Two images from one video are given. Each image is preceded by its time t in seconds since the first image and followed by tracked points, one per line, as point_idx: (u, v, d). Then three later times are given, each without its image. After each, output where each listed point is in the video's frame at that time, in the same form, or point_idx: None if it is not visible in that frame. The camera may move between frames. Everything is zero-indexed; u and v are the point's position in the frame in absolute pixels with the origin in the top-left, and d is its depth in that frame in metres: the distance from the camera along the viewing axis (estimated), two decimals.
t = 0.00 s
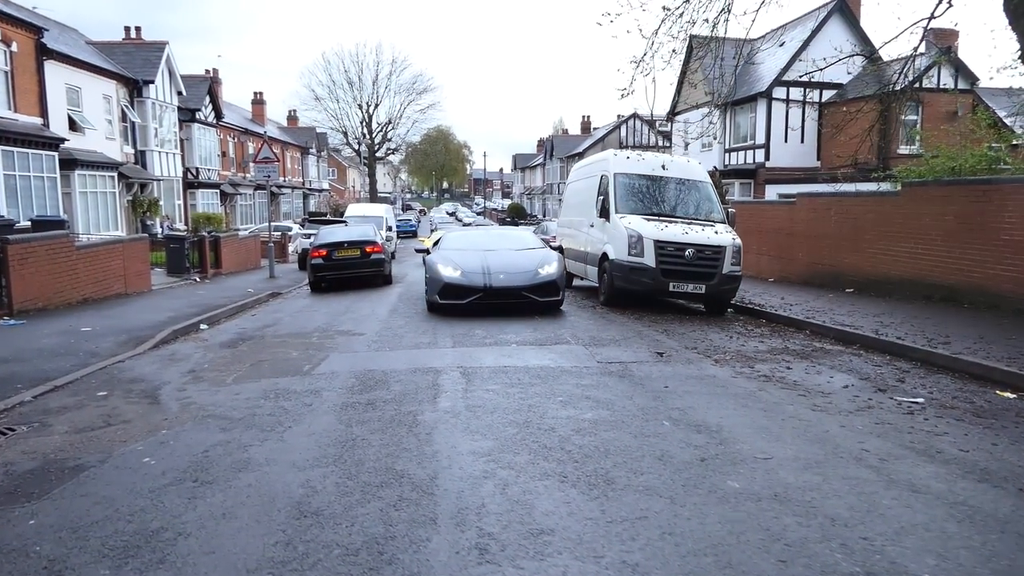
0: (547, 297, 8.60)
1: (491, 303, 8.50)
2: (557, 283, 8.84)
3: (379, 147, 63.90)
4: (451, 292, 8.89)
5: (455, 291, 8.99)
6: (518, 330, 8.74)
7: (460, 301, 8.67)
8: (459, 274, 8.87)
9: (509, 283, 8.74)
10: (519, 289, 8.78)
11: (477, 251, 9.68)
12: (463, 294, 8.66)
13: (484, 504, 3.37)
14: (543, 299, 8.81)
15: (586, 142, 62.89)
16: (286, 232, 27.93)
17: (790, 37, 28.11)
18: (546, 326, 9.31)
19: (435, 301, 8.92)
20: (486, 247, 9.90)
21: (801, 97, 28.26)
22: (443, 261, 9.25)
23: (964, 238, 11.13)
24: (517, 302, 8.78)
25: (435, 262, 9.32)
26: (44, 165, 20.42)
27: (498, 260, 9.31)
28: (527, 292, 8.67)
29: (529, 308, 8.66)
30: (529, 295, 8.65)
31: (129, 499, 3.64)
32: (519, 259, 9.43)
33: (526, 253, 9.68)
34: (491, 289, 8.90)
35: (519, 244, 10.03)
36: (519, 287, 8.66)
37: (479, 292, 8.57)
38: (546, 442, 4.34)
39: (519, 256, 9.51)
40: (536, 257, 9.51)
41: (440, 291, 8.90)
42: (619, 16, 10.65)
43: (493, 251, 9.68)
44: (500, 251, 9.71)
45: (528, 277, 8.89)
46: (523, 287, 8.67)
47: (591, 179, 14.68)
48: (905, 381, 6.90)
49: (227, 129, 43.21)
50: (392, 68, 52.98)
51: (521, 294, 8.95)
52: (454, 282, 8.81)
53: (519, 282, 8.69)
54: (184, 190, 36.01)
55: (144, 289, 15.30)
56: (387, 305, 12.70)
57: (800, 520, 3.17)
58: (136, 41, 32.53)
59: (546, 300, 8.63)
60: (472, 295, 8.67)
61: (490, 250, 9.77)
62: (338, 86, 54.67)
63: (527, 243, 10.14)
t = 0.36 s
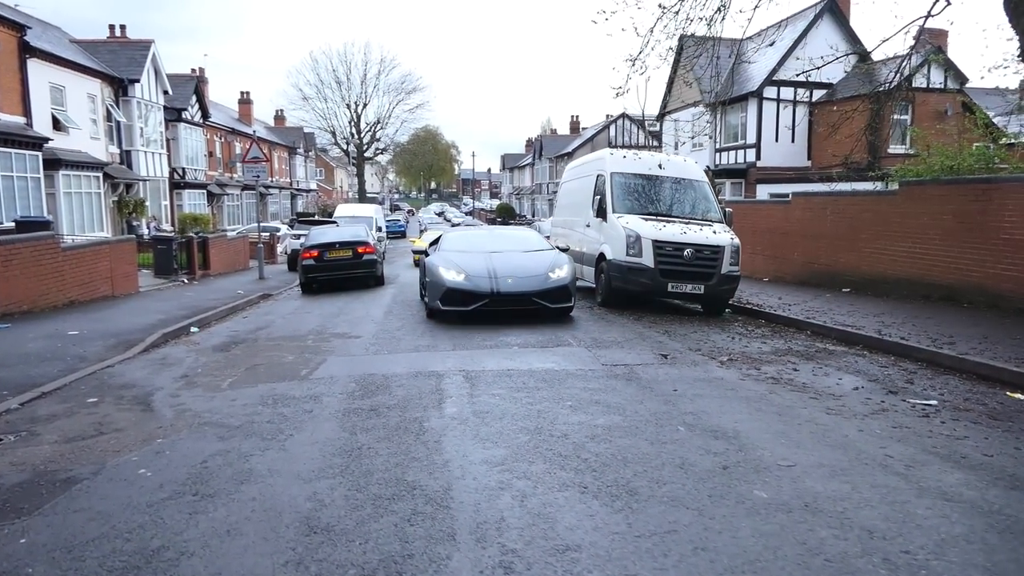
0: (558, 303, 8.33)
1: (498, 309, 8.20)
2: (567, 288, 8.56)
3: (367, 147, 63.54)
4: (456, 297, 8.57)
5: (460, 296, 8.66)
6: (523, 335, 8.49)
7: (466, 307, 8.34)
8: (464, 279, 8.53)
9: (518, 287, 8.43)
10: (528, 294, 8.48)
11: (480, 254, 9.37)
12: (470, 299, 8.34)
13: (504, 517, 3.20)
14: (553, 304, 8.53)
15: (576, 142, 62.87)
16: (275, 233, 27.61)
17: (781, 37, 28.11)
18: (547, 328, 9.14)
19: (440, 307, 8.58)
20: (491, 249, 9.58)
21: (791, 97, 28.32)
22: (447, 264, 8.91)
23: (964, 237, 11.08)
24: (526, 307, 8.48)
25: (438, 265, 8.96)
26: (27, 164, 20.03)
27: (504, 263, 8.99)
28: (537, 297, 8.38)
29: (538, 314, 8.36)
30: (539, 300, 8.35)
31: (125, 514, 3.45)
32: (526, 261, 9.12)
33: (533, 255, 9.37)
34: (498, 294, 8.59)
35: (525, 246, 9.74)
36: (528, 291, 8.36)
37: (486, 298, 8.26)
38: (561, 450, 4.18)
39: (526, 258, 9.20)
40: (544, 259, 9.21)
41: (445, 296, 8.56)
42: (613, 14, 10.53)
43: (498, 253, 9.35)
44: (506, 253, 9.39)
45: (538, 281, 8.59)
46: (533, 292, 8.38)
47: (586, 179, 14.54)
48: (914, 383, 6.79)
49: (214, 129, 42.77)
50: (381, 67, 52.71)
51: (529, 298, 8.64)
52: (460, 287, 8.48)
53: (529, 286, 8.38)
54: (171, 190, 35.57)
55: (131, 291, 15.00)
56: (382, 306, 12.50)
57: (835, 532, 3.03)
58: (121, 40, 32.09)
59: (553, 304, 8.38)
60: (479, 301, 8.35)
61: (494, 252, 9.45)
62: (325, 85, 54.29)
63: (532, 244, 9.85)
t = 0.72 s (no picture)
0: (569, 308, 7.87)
1: (505, 313, 7.74)
2: (576, 289, 8.13)
3: (354, 146, 63.10)
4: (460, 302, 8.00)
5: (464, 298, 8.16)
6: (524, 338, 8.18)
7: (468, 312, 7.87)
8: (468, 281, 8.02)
9: (526, 290, 7.94)
10: (537, 297, 8.00)
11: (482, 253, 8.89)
12: (475, 303, 7.84)
13: (518, 526, 3.06)
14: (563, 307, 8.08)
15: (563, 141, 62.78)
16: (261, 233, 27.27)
17: (769, 37, 28.10)
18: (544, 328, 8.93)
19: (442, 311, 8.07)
20: (494, 249, 9.09)
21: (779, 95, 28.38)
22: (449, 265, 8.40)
23: (958, 236, 11.06)
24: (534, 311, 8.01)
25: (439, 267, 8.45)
26: (8, 162, 19.61)
27: (509, 263, 8.49)
28: (546, 301, 7.92)
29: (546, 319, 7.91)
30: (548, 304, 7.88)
31: (117, 526, 3.27)
32: (533, 261, 8.64)
33: (539, 255, 8.89)
34: (504, 296, 8.11)
35: (530, 246, 9.27)
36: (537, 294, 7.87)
37: (492, 302, 7.77)
38: (571, 453, 4.04)
39: (533, 258, 8.72)
40: (551, 259, 8.73)
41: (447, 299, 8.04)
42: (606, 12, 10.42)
43: (502, 254, 8.85)
44: (510, 254, 8.89)
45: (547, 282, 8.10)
46: (542, 295, 7.89)
47: (579, 177, 14.40)
48: (918, 381, 6.70)
49: (198, 127, 42.23)
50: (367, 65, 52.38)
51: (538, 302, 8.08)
52: (464, 289, 7.97)
53: (538, 289, 7.91)
54: (155, 189, 35.08)
55: (115, 291, 14.70)
56: (373, 306, 12.30)
57: (864, 539, 2.92)
58: (103, 37, 31.59)
59: (564, 309, 7.86)
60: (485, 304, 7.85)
61: (498, 252, 8.95)
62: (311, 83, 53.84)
63: (536, 243, 9.42)
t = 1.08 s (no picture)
0: (585, 317, 7.28)
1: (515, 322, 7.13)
2: (590, 295, 7.54)
3: (338, 147, 62.66)
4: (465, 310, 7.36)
5: (468, 306, 7.49)
6: (533, 346, 7.62)
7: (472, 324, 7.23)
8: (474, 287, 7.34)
9: (538, 297, 7.29)
10: (549, 304, 7.36)
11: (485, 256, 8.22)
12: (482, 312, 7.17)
13: (532, 541, 2.90)
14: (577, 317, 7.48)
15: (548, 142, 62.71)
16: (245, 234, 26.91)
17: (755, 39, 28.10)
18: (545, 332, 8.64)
19: (446, 321, 7.39)
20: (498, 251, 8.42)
21: (764, 96, 28.52)
22: (452, 269, 7.69)
23: (950, 235, 11.05)
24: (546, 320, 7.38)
25: (441, 270, 7.75)
26: None
27: (517, 266, 7.82)
28: (559, 309, 7.30)
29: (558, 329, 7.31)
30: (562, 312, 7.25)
31: (104, 545, 3.07)
32: (542, 264, 7.98)
33: (548, 257, 8.24)
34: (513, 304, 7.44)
35: (536, 247, 8.62)
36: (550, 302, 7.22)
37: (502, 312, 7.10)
38: (580, 461, 3.88)
39: (541, 261, 8.07)
40: (561, 261, 8.08)
41: (451, 308, 7.36)
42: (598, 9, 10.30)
43: (508, 256, 8.18)
44: (517, 256, 8.22)
45: (560, 288, 7.46)
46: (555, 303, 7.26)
47: (569, 177, 14.24)
48: (921, 383, 6.61)
49: (180, 128, 41.68)
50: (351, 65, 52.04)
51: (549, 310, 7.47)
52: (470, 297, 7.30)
53: (550, 295, 7.29)
54: (136, 190, 34.57)
55: (96, 295, 14.37)
56: (362, 308, 12.10)
57: (895, 552, 2.78)
58: (82, 35, 31.08)
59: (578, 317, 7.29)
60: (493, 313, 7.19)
61: (503, 255, 8.28)
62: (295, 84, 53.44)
63: (541, 244, 8.81)
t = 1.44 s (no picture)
0: (595, 324, 6.83)
1: (523, 329, 6.63)
2: (601, 300, 7.03)
3: (315, 145, 62.01)
4: (469, 316, 6.79)
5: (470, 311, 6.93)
6: (538, 353, 7.18)
7: (475, 332, 6.73)
8: (478, 290, 6.80)
9: (546, 300, 6.78)
10: (558, 308, 6.87)
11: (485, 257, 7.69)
12: (487, 319, 6.64)
13: (541, 552, 2.78)
14: (587, 323, 7.02)
15: (527, 140, 62.64)
16: (221, 233, 26.44)
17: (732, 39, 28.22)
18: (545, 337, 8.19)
19: (447, 329, 6.85)
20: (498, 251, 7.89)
21: (742, 94, 28.77)
22: (452, 271, 7.14)
23: (932, 232, 11.15)
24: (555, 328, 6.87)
25: (440, 273, 7.19)
26: None
27: (521, 267, 7.30)
28: (569, 315, 6.80)
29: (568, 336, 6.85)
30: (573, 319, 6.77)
31: (86, 563, 2.89)
32: (548, 265, 7.46)
33: (552, 257, 7.74)
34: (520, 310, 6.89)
35: (538, 246, 8.11)
36: (560, 307, 6.73)
37: (509, 318, 6.59)
38: (582, 466, 3.77)
39: (546, 262, 7.56)
40: (567, 262, 7.58)
41: (452, 313, 6.81)
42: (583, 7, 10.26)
43: (510, 256, 7.65)
44: (520, 256, 7.70)
45: (569, 291, 6.96)
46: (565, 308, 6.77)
47: (553, 174, 14.13)
48: (913, 380, 6.60)
49: (153, 126, 40.90)
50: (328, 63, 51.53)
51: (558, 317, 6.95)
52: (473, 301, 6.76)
53: (561, 300, 6.78)
54: (107, 189, 33.86)
55: (68, 296, 13.97)
56: (344, 308, 11.88)
57: (914, 559, 2.71)
58: (51, 30, 30.33)
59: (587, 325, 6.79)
60: (499, 319, 6.67)
61: (505, 255, 7.75)
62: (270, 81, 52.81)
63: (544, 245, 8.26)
